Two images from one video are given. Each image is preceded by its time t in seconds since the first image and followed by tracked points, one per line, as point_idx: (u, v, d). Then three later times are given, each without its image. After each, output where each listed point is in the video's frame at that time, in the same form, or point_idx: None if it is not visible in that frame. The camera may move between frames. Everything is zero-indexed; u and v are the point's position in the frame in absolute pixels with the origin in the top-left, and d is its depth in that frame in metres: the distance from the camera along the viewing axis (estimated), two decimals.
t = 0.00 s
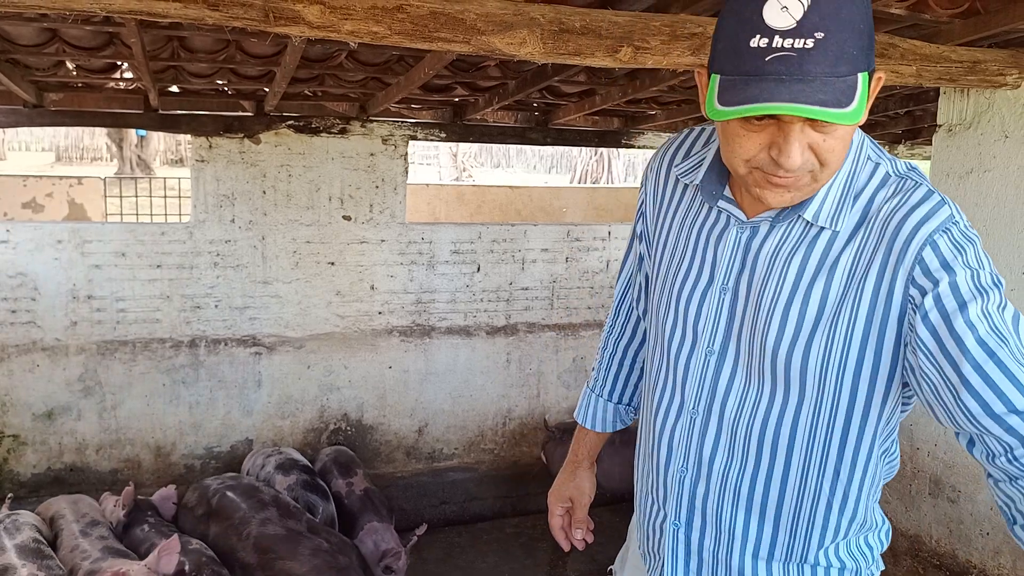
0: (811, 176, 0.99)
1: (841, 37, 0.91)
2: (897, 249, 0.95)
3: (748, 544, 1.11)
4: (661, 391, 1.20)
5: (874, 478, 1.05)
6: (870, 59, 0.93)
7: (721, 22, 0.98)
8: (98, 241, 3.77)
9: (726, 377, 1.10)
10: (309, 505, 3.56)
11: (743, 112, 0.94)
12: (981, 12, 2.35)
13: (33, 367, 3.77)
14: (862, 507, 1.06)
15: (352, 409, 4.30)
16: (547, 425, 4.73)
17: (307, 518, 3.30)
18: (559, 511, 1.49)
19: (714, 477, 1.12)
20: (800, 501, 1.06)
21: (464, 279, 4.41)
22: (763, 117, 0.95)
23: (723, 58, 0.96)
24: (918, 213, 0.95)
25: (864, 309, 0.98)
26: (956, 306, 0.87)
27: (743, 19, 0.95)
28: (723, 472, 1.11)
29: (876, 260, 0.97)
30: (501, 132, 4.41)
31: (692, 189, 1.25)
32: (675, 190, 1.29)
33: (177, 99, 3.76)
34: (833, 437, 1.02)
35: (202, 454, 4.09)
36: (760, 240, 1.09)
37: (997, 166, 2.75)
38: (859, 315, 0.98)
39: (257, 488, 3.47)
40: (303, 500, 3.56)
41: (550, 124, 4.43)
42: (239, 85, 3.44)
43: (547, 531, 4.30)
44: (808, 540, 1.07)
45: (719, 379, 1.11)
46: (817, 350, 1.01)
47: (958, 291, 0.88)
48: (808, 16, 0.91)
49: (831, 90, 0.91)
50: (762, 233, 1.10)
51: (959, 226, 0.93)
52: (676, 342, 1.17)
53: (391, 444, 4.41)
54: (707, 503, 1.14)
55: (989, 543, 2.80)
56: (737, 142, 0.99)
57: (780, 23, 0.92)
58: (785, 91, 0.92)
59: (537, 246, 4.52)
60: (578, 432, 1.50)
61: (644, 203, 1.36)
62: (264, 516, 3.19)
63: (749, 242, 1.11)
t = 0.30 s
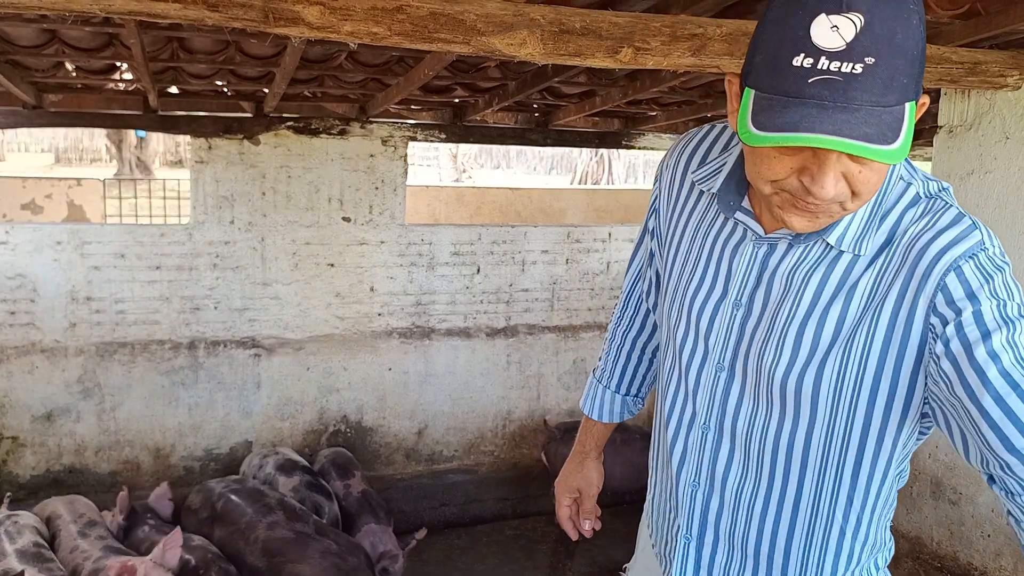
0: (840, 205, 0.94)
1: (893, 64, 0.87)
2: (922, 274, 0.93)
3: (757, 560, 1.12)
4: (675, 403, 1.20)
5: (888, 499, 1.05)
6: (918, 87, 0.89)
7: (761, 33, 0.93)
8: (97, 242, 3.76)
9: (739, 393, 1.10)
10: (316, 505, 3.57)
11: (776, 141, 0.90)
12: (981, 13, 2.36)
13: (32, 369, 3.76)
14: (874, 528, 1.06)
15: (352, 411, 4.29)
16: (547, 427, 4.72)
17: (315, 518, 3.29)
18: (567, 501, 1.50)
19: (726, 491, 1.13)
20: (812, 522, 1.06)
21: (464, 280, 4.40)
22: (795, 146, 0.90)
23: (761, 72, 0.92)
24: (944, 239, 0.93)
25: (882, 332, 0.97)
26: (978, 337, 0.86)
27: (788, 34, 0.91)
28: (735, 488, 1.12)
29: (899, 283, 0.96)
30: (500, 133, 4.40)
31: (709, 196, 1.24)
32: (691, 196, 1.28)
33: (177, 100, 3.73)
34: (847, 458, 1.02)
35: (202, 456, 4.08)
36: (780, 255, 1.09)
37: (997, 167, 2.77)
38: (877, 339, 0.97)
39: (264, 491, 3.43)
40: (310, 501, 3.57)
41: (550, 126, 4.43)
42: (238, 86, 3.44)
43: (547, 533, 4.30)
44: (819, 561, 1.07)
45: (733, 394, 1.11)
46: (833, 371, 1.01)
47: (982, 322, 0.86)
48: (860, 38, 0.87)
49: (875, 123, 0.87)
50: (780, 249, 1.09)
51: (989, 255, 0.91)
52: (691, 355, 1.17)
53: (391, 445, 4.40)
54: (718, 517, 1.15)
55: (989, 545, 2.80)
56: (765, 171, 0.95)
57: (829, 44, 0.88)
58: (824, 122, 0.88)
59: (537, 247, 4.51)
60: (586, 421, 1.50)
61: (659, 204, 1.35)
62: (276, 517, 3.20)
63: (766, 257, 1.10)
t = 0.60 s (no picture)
0: (867, 222, 0.93)
1: (932, 85, 0.86)
2: (946, 289, 0.93)
3: (764, 567, 1.12)
4: (685, 409, 1.21)
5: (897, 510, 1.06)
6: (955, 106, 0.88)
7: (794, 45, 0.92)
8: (99, 243, 3.77)
9: (751, 401, 1.10)
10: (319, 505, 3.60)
11: (808, 164, 0.90)
12: (984, 14, 2.36)
13: (34, 368, 3.77)
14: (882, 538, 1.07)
15: (353, 411, 4.30)
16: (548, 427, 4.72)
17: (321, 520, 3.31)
18: (575, 504, 1.51)
19: (734, 499, 1.13)
20: (822, 531, 1.07)
21: (466, 281, 4.40)
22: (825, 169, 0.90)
23: (794, 86, 0.92)
24: (969, 255, 0.93)
25: (902, 343, 0.96)
26: (1003, 352, 0.85)
27: (825, 48, 0.90)
28: (743, 496, 1.12)
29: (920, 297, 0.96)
30: (502, 134, 4.40)
31: (721, 200, 1.24)
32: (703, 199, 1.28)
33: (179, 100, 3.72)
34: (860, 469, 1.02)
35: (203, 456, 4.08)
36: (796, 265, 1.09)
37: (999, 168, 2.77)
38: (897, 350, 0.97)
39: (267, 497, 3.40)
40: (314, 501, 3.59)
41: (552, 126, 4.43)
42: (240, 86, 3.44)
43: (547, 533, 4.30)
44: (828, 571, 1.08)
45: (746, 402, 1.11)
46: (850, 381, 1.01)
47: (1008, 336, 0.85)
48: (900, 57, 0.86)
49: (912, 146, 0.87)
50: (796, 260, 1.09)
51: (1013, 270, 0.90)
52: (702, 361, 1.17)
53: (392, 445, 4.41)
54: (725, 523, 1.16)
55: (991, 545, 2.80)
56: (793, 193, 0.94)
57: (869, 62, 0.87)
58: (861, 143, 0.88)
59: (539, 248, 4.51)
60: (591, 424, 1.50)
61: (669, 205, 1.35)
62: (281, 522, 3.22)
63: (781, 269, 1.11)
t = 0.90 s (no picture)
0: (873, 213, 0.93)
1: (934, 72, 0.88)
2: (964, 293, 0.96)
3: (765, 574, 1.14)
4: (689, 410, 1.21)
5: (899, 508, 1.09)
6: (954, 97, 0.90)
7: (795, 39, 0.94)
8: (101, 242, 3.78)
9: (759, 409, 1.12)
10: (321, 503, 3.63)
11: (819, 154, 0.89)
12: (982, 14, 2.37)
13: (35, 368, 3.78)
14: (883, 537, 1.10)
15: (354, 410, 4.31)
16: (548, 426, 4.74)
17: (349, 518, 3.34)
18: (571, 525, 1.51)
19: (737, 507, 1.15)
20: (829, 533, 1.09)
21: (466, 281, 4.42)
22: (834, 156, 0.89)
23: (796, 81, 0.93)
24: (982, 260, 0.95)
25: (918, 354, 0.99)
26: None
27: (826, 39, 0.91)
28: (747, 502, 1.14)
29: (936, 299, 0.98)
30: (502, 134, 4.40)
31: (719, 202, 1.25)
32: (701, 201, 1.28)
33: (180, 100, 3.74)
34: (869, 477, 1.05)
35: (204, 455, 4.09)
36: (799, 266, 1.10)
37: (998, 168, 2.79)
38: (913, 361, 1.00)
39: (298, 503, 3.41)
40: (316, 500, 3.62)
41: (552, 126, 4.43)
42: (241, 87, 3.45)
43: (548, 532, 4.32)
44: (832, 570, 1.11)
45: (759, 403, 1.12)
46: (864, 389, 1.03)
47: None
48: (902, 45, 0.87)
49: (919, 133, 0.88)
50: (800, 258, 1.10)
51: None
52: (706, 368, 1.18)
53: (393, 445, 4.41)
54: (726, 531, 1.17)
55: (989, 544, 2.82)
56: (801, 181, 0.94)
57: (872, 51, 0.88)
58: (870, 130, 0.88)
59: (538, 247, 4.53)
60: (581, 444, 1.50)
61: (664, 211, 1.36)
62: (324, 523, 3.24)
63: (784, 269, 1.11)
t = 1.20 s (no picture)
0: (883, 198, 0.95)
1: (948, 48, 0.91)
2: (973, 278, 0.97)
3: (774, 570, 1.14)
4: (696, 406, 1.20)
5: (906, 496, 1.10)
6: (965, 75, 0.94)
7: (812, 20, 0.95)
8: (100, 243, 3.77)
9: (769, 402, 1.12)
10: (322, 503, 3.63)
11: (876, 120, 0.90)
12: (982, 15, 2.37)
13: (34, 368, 3.77)
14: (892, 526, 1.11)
15: (353, 411, 4.30)
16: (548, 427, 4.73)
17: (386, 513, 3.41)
18: (566, 535, 1.52)
19: (746, 504, 1.14)
20: (841, 524, 1.09)
21: (466, 281, 4.41)
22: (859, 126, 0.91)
23: (816, 58, 0.95)
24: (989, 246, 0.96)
25: (930, 343, 1.00)
26: None
27: (843, 19, 0.93)
28: (758, 495, 1.13)
29: (945, 286, 0.99)
30: (502, 134, 4.40)
31: (721, 197, 1.25)
32: (701, 197, 1.28)
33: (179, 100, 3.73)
34: (880, 468, 1.05)
35: (203, 456, 4.09)
36: (804, 258, 1.10)
37: (997, 169, 2.78)
38: (924, 349, 1.00)
39: (342, 502, 3.43)
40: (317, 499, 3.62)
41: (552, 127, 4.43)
42: (240, 87, 3.44)
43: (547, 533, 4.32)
44: (844, 563, 1.11)
45: (768, 395, 1.12)
46: (875, 377, 1.03)
47: None
48: (918, 19, 0.90)
49: (938, 103, 0.90)
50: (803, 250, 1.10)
51: None
52: (711, 364, 1.18)
53: (393, 445, 4.41)
54: (734, 528, 1.17)
55: (990, 545, 2.81)
56: (821, 155, 0.95)
57: (887, 27, 0.91)
58: (893, 100, 0.90)
59: (538, 248, 4.52)
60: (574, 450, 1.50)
61: (662, 210, 1.35)
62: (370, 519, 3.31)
63: (789, 263, 1.11)
